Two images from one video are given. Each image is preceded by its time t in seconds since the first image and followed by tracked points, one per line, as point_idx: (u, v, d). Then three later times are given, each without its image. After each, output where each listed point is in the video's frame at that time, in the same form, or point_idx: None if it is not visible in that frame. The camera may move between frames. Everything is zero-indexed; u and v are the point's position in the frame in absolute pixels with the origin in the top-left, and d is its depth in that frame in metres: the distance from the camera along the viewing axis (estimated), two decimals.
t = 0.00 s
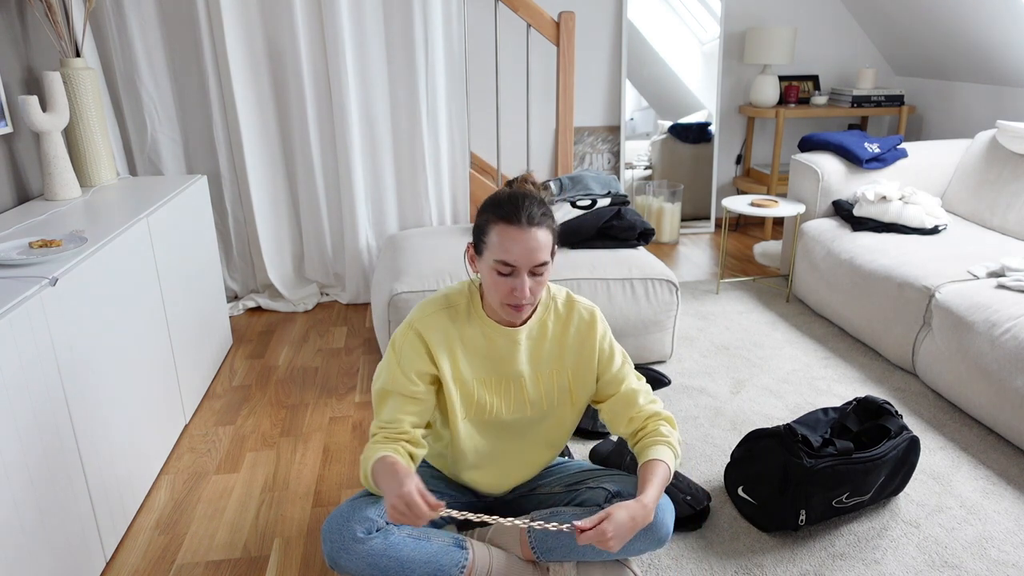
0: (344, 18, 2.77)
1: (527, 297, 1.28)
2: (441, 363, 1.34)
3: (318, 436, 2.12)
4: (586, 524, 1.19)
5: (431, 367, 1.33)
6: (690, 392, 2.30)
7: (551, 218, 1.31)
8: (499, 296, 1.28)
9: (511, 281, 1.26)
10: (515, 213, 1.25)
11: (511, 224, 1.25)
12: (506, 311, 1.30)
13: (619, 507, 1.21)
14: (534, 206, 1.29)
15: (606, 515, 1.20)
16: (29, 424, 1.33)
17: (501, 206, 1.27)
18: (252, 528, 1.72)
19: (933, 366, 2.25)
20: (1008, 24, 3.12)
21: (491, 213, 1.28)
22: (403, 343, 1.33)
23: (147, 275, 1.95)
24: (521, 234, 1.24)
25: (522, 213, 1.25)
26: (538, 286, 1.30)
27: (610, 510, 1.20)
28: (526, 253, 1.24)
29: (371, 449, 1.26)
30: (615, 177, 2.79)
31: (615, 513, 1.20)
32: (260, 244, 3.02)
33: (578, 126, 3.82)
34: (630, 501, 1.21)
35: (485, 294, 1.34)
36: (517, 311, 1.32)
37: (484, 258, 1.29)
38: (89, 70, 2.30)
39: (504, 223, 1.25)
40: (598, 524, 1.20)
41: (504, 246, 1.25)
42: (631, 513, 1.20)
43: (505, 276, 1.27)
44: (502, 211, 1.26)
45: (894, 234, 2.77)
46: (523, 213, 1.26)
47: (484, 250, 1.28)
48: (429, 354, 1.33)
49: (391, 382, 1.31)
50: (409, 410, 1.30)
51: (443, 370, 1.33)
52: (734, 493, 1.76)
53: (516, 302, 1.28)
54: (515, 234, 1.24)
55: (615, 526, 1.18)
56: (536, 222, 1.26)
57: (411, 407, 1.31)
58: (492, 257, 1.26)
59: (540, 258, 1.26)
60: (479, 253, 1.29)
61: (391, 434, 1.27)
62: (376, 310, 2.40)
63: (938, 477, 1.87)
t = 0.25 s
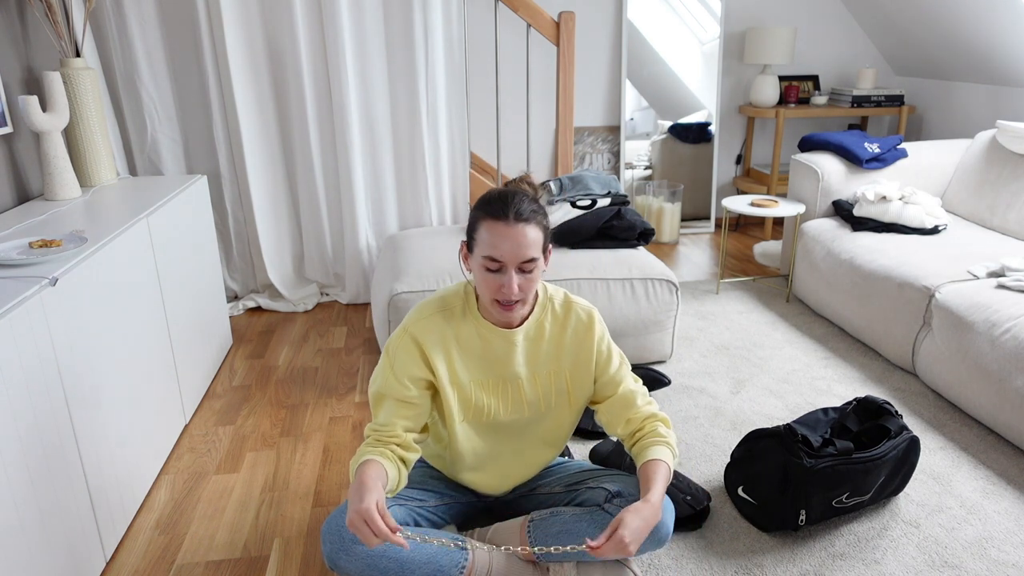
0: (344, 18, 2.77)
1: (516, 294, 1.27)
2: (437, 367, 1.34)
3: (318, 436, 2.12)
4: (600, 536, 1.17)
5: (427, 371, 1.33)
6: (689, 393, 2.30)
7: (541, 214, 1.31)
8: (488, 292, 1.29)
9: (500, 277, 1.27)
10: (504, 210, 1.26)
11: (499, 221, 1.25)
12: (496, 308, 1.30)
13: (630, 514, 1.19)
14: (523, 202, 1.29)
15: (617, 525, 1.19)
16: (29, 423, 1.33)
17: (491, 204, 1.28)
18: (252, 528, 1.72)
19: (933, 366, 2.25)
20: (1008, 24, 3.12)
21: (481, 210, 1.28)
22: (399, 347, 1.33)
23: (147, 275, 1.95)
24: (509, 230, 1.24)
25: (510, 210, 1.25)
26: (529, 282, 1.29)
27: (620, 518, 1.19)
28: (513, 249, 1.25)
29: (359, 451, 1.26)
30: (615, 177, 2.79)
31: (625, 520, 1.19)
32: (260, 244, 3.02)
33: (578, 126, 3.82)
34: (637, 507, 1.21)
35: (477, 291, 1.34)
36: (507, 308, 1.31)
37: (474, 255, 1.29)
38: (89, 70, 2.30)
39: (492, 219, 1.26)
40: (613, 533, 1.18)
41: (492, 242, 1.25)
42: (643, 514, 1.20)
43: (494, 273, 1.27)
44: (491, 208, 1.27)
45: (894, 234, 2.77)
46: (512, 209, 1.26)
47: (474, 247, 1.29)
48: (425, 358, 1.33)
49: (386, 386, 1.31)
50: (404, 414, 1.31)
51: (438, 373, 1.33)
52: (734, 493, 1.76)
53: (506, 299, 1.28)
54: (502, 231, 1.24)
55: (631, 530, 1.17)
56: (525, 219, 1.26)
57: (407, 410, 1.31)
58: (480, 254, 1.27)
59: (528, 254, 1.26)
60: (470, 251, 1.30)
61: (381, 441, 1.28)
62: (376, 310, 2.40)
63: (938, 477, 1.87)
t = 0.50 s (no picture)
0: (344, 18, 2.77)
1: (508, 295, 1.27)
2: (434, 367, 1.34)
3: (318, 436, 2.12)
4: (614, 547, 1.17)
5: (424, 371, 1.33)
6: (689, 393, 2.30)
7: (534, 215, 1.30)
8: (481, 294, 1.29)
9: (492, 278, 1.27)
10: (496, 211, 1.26)
11: (491, 222, 1.25)
12: (489, 309, 1.30)
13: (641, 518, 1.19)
14: (517, 204, 1.28)
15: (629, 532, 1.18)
16: (29, 423, 1.33)
17: (484, 205, 1.28)
18: (252, 528, 1.72)
19: (933, 366, 2.25)
20: (1008, 24, 3.12)
21: (475, 211, 1.28)
22: (396, 348, 1.33)
23: (147, 275, 1.95)
24: (500, 231, 1.24)
25: (502, 211, 1.25)
26: (522, 283, 1.29)
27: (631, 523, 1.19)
28: (504, 250, 1.24)
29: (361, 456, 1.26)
30: (615, 177, 2.79)
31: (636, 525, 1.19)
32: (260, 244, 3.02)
33: (578, 126, 3.82)
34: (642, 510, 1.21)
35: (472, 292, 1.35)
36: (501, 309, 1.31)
37: (467, 256, 1.29)
38: (89, 70, 2.30)
39: (484, 220, 1.26)
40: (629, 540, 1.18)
41: (484, 243, 1.25)
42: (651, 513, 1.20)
43: (486, 274, 1.27)
44: (483, 209, 1.27)
45: (894, 234, 2.77)
46: (504, 211, 1.26)
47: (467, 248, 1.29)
48: (422, 359, 1.33)
49: (383, 387, 1.31)
50: (403, 415, 1.31)
51: (436, 374, 1.33)
52: (734, 493, 1.76)
53: (498, 300, 1.28)
54: (494, 232, 1.24)
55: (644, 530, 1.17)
56: (517, 219, 1.26)
57: (405, 411, 1.31)
58: (472, 255, 1.27)
59: (520, 255, 1.25)
60: (463, 251, 1.30)
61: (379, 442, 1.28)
62: (376, 310, 2.40)
63: (938, 477, 1.87)
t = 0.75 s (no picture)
0: (344, 18, 2.77)
1: (504, 293, 1.27)
2: (433, 363, 1.34)
3: (318, 436, 2.12)
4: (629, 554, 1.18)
5: (423, 367, 1.33)
6: (689, 393, 2.30)
7: (531, 213, 1.30)
8: (478, 292, 1.29)
9: (487, 276, 1.27)
10: (492, 209, 1.26)
11: (487, 220, 1.25)
12: (486, 308, 1.30)
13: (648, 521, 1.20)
14: (513, 202, 1.28)
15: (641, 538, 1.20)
16: (29, 423, 1.33)
17: (481, 203, 1.28)
18: (252, 528, 1.72)
19: (933, 366, 2.25)
20: (1008, 24, 3.12)
21: (471, 209, 1.29)
22: (396, 343, 1.33)
23: (147, 275, 1.95)
24: (496, 229, 1.24)
25: (498, 209, 1.25)
26: (519, 282, 1.29)
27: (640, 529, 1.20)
28: (500, 248, 1.24)
29: (363, 453, 1.26)
30: (615, 177, 2.79)
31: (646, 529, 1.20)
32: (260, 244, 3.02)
33: (578, 126, 3.82)
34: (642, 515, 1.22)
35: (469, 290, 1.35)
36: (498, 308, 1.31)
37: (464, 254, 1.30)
38: (88, 70, 2.30)
39: (480, 218, 1.26)
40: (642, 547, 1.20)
41: (479, 241, 1.25)
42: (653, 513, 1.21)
43: (482, 272, 1.27)
44: (479, 207, 1.27)
45: (894, 234, 2.77)
46: (500, 209, 1.26)
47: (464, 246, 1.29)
48: (421, 355, 1.33)
49: (382, 382, 1.31)
50: (402, 411, 1.31)
51: (435, 370, 1.33)
52: (734, 493, 1.76)
53: (494, 298, 1.28)
54: (490, 230, 1.24)
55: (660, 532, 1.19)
56: (513, 218, 1.26)
57: (403, 406, 1.31)
58: (468, 253, 1.27)
59: (515, 253, 1.25)
60: (460, 250, 1.31)
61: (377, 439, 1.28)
62: (376, 310, 2.40)
63: (938, 477, 1.87)
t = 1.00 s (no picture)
0: (344, 18, 2.77)
1: (503, 291, 1.27)
2: (433, 362, 1.34)
3: (318, 436, 2.12)
4: (633, 526, 1.16)
5: (423, 365, 1.33)
6: (689, 393, 2.30)
7: (530, 211, 1.30)
8: (477, 290, 1.29)
9: (486, 274, 1.26)
10: (491, 207, 1.26)
11: (486, 217, 1.25)
12: (485, 305, 1.29)
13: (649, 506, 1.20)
14: (512, 199, 1.29)
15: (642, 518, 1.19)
16: (29, 423, 1.33)
17: (479, 201, 1.28)
18: (252, 528, 1.72)
19: (933, 366, 2.25)
20: (1008, 24, 3.12)
21: (470, 207, 1.29)
22: (396, 342, 1.33)
23: (147, 275, 1.95)
24: (494, 226, 1.25)
25: (497, 207, 1.25)
26: (518, 279, 1.29)
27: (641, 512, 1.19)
28: (498, 245, 1.24)
29: (364, 452, 1.26)
30: (615, 177, 2.79)
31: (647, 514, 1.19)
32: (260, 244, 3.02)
33: (578, 126, 3.82)
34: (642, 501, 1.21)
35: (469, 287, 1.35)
36: (497, 305, 1.31)
37: (463, 251, 1.29)
38: (89, 70, 2.30)
39: (479, 216, 1.26)
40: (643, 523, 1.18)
41: (478, 238, 1.25)
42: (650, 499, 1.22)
43: (481, 270, 1.27)
44: (478, 205, 1.27)
45: (894, 234, 2.77)
46: (499, 206, 1.26)
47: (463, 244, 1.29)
48: (421, 353, 1.34)
49: (381, 380, 1.31)
50: (401, 409, 1.31)
51: (434, 368, 1.34)
52: (734, 493, 1.76)
53: (493, 296, 1.27)
54: (488, 227, 1.25)
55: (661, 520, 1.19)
56: (512, 215, 1.26)
57: (403, 404, 1.31)
58: (467, 250, 1.27)
59: (514, 250, 1.25)
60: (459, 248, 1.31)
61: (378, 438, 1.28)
62: (376, 310, 2.40)
63: (938, 477, 1.87)
